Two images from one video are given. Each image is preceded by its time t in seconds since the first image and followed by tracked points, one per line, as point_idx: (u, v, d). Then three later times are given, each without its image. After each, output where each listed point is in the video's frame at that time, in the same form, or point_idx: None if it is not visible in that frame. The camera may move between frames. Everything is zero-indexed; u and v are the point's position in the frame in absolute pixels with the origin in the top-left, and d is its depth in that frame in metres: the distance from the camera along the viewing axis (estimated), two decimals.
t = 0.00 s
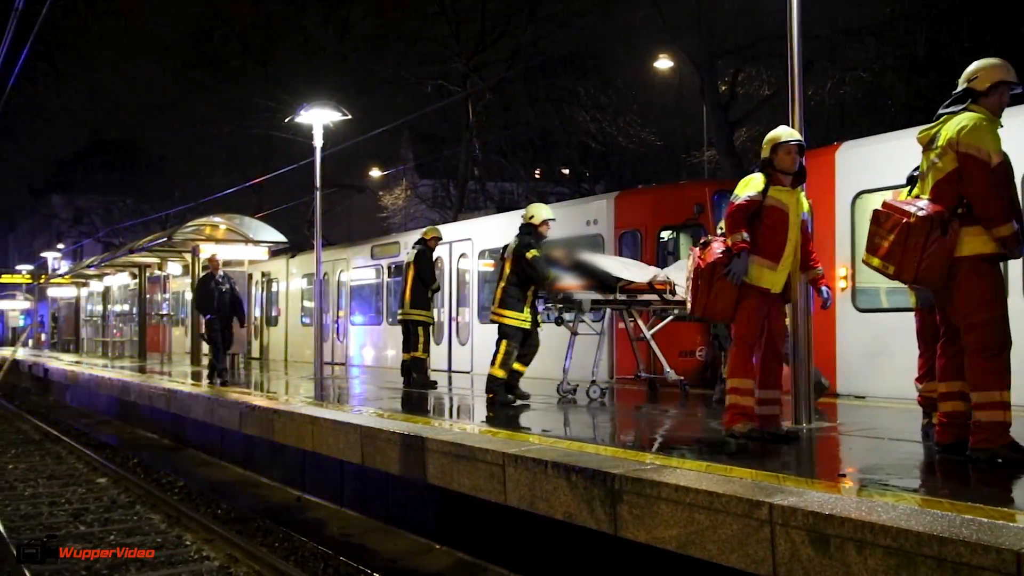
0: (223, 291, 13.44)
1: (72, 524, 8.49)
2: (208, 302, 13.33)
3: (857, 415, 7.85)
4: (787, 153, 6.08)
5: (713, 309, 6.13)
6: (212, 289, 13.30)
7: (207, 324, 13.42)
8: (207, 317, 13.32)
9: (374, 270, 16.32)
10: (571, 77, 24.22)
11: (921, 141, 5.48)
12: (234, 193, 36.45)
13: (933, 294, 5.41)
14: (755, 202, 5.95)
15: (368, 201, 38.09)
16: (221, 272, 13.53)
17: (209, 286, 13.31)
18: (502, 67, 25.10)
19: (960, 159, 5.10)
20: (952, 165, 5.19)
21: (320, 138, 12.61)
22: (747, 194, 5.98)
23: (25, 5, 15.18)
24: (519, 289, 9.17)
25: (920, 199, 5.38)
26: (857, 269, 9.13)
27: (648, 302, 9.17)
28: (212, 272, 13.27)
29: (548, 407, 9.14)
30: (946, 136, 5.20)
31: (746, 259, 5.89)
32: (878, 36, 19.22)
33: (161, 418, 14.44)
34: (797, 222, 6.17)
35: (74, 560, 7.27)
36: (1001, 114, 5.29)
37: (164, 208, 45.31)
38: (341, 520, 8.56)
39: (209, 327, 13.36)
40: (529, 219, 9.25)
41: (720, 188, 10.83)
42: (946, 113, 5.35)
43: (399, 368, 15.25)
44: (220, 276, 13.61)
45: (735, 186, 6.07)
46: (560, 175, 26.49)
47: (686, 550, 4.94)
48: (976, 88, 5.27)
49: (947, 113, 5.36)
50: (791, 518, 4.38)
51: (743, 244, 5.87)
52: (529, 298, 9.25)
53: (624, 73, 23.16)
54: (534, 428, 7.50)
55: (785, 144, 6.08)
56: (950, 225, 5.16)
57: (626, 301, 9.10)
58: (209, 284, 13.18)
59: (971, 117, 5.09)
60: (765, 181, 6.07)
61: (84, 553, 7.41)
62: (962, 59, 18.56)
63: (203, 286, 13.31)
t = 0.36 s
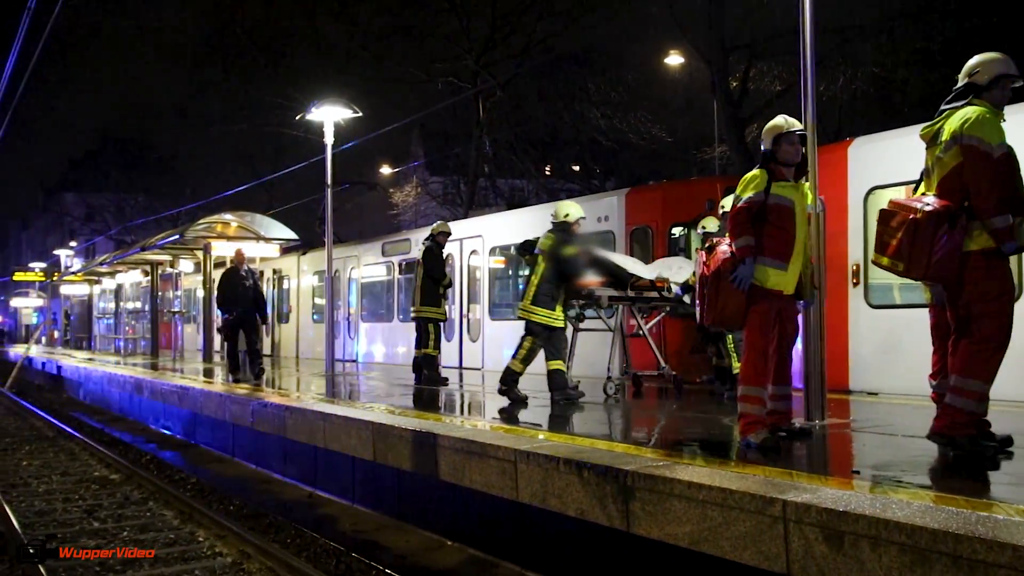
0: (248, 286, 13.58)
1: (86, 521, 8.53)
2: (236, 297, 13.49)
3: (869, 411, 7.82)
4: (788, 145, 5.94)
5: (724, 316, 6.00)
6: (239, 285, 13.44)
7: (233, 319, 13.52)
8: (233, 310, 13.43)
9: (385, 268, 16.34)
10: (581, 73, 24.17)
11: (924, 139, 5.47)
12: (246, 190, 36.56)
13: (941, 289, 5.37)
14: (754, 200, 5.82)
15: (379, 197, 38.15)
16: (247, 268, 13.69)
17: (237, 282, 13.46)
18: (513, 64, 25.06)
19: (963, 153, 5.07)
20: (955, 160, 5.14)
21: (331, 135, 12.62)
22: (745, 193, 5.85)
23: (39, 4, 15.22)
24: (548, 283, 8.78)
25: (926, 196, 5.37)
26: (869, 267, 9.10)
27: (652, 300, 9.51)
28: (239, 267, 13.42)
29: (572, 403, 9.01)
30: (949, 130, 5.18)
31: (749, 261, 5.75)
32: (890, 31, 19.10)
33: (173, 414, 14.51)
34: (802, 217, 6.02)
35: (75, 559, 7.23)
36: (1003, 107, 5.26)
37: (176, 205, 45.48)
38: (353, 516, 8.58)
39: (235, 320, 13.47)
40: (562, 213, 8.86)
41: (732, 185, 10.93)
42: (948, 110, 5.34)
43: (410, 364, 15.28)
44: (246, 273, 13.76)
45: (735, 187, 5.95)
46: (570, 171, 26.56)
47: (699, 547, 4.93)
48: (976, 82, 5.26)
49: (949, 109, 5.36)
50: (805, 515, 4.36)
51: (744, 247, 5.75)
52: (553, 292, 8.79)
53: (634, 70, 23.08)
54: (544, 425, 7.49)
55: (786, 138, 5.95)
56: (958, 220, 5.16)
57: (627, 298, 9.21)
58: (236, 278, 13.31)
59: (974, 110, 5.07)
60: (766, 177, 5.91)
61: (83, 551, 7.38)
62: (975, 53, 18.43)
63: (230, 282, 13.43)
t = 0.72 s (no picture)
0: (268, 278, 12.33)
1: (94, 518, 8.56)
2: (257, 288, 12.30)
3: (875, 408, 7.81)
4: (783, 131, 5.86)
5: (726, 313, 5.97)
6: (257, 277, 12.22)
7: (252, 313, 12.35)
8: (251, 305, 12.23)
9: (392, 265, 16.35)
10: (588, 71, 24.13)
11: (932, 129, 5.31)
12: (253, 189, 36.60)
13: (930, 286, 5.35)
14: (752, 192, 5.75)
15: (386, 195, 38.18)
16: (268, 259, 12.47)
17: (258, 274, 12.24)
18: (519, 61, 25.02)
19: (973, 152, 4.98)
20: (965, 157, 5.04)
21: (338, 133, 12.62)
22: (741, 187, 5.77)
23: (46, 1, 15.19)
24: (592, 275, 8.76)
25: (927, 188, 5.27)
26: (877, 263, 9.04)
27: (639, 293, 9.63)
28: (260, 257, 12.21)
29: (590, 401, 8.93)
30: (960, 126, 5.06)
31: (751, 259, 5.69)
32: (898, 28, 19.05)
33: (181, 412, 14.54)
34: (798, 204, 5.97)
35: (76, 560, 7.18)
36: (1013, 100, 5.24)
37: (183, 203, 45.57)
38: (360, 513, 8.59)
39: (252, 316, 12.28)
40: (587, 208, 8.95)
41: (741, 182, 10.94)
42: (960, 103, 5.16)
43: (416, 362, 15.29)
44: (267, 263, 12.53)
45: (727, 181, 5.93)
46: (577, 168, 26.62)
47: (707, 544, 4.92)
48: (987, 76, 5.19)
49: (960, 102, 5.20)
50: (813, 512, 4.35)
51: (745, 244, 5.69)
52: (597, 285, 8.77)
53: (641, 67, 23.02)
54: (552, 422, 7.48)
55: (781, 124, 5.87)
56: (956, 219, 5.08)
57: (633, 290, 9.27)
58: (255, 270, 12.09)
59: (986, 109, 4.95)
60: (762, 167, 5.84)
61: (83, 552, 7.33)
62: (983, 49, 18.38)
63: (250, 273, 12.21)
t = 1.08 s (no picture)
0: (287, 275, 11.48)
1: (104, 513, 8.57)
2: (279, 286, 11.47)
3: (883, 404, 7.80)
4: (789, 128, 5.87)
5: (735, 311, 5.91)
6: (279, 275, 11.36)
7: (272, 313, 11.46)
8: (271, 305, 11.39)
9: (400, 261, 16.36)
10: (595, 66, 24.07)
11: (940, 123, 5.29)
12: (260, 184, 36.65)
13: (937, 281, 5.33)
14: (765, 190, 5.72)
15: (393, 191, 38.20)
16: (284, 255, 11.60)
17: (279, 271, 11.40)
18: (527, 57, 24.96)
19: (982, 149, 4.94)
20: (972, 153, 5.01)
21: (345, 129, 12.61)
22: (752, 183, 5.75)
23: None
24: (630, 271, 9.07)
25: (935, 183, 5.25)
26: (886, 258, 9.01)
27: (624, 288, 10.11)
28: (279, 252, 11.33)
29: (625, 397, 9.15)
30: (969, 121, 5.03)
31: (765, 256, 5.67)
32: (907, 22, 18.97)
33: (190, 407, 14.60)
34: (802, 201, 5.99)
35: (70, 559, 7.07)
36: None
37: (191, 199, 45.66)
38: (368, 508, 8.61)
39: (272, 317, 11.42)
40: (619, 204, 9.12)
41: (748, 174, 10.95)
42: (969, 99, 5.12)
43: (424, 357, 15.31)
44: (285, 259, 11.65)
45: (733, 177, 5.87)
46: (584, 164, 26.65)
47: (715, 539, 4.92)
48: (997, 72, 5.14)
49: (970, 98, 5.15)
50: (822, 508, 4.34)
51: (760, 241, 5.67)
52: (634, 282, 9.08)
53: (649, 62, 22.98)
54: (560, 417, 7.49)
55: (787, 119, 5.87)
56: (965, 214, 5.05)
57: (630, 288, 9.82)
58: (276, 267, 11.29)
59: (995, 106, 4.93)
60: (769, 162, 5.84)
61: (82, 552, 7.24)
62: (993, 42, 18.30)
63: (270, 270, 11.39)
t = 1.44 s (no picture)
0: (317, 268, 11.20)
1: (121, 508, 8.63)
2: (308, 279, 11.18)
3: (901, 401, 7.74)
4: (793, 129, 5.87)
5: (754, 304, 5.83)
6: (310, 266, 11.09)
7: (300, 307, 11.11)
8: (301, 299, 11.09)
9: (414, 258, 16.38)
10: (609, 62, 24.00)
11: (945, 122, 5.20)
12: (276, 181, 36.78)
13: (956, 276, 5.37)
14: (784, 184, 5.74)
15: (408, 187, 38.25)
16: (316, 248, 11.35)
17: (309, 264, 11.11)
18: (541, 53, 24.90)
19: (994, 145, 4.87)
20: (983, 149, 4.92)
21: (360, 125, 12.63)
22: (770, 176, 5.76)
23: None
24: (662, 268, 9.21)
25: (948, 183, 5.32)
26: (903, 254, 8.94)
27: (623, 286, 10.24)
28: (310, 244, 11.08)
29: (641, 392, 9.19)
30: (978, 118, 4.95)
31: (788, 246, 5.69)
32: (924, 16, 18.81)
33: (205, 403, 14.68)
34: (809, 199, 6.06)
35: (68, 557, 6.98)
36: None
37: (207, 196, 45.87)
38: (384, 505, 8.63)
39: (298, 311, 11.15)
40: (651, 202, 9.28)
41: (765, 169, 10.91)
42: (974, 97, 5.05)
43: (439, 354, 15.33)
44: (316, 251, 11.34)
45: (749, 172, 5.82)
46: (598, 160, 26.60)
47: (732, 537, 4.90)
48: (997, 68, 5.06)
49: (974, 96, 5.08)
50: (840, 505, 4.31)
51: (783, 232, 5.66)
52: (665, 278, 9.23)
53: (663, 58, 22.89)
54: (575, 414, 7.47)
55: (791, 121, 5.89)
56: (985, 210, 5.02)
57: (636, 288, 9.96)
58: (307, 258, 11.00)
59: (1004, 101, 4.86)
60: (783, 158, 5.88)
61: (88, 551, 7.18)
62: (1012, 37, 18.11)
63: (300, 262, 11.11)
